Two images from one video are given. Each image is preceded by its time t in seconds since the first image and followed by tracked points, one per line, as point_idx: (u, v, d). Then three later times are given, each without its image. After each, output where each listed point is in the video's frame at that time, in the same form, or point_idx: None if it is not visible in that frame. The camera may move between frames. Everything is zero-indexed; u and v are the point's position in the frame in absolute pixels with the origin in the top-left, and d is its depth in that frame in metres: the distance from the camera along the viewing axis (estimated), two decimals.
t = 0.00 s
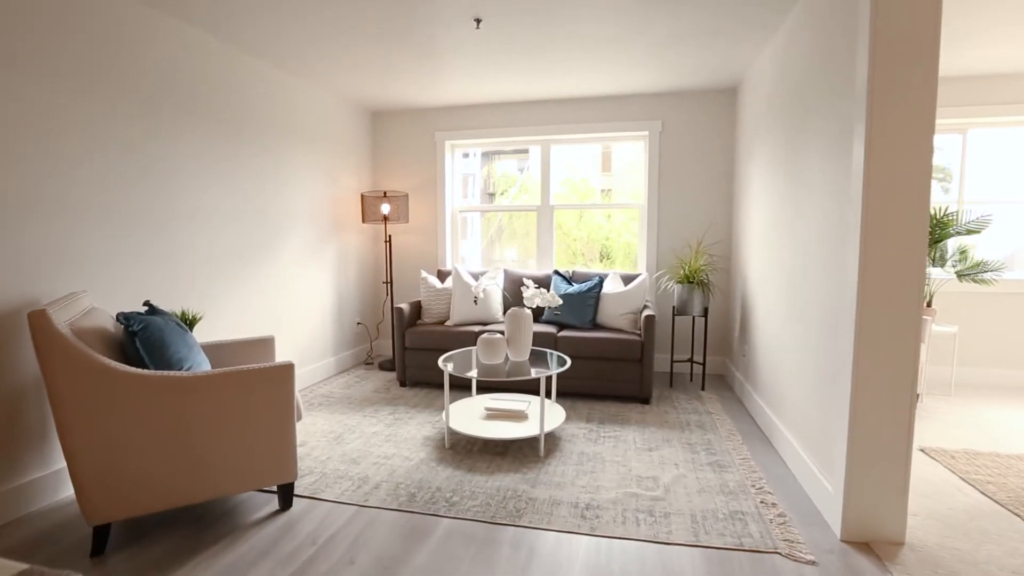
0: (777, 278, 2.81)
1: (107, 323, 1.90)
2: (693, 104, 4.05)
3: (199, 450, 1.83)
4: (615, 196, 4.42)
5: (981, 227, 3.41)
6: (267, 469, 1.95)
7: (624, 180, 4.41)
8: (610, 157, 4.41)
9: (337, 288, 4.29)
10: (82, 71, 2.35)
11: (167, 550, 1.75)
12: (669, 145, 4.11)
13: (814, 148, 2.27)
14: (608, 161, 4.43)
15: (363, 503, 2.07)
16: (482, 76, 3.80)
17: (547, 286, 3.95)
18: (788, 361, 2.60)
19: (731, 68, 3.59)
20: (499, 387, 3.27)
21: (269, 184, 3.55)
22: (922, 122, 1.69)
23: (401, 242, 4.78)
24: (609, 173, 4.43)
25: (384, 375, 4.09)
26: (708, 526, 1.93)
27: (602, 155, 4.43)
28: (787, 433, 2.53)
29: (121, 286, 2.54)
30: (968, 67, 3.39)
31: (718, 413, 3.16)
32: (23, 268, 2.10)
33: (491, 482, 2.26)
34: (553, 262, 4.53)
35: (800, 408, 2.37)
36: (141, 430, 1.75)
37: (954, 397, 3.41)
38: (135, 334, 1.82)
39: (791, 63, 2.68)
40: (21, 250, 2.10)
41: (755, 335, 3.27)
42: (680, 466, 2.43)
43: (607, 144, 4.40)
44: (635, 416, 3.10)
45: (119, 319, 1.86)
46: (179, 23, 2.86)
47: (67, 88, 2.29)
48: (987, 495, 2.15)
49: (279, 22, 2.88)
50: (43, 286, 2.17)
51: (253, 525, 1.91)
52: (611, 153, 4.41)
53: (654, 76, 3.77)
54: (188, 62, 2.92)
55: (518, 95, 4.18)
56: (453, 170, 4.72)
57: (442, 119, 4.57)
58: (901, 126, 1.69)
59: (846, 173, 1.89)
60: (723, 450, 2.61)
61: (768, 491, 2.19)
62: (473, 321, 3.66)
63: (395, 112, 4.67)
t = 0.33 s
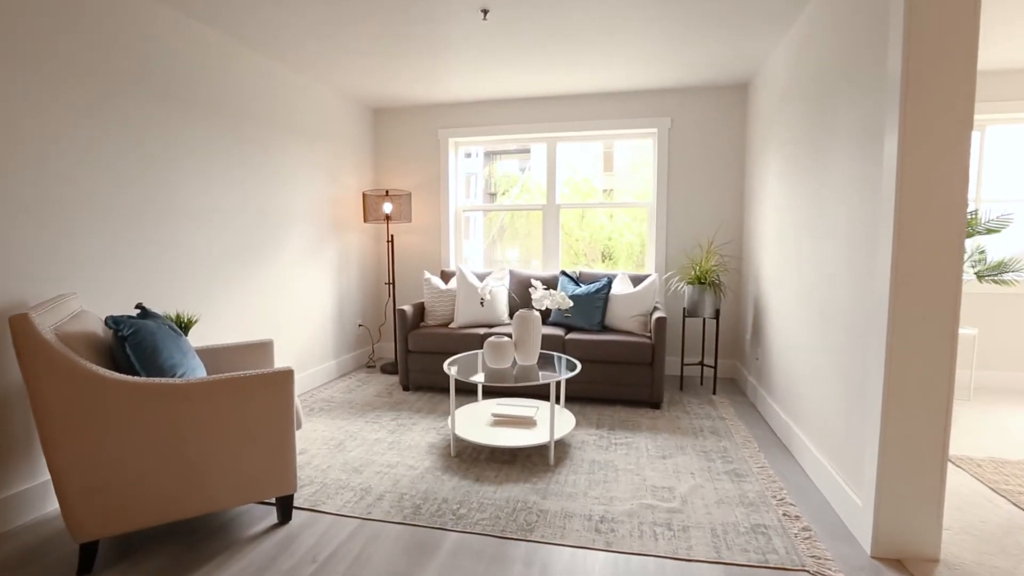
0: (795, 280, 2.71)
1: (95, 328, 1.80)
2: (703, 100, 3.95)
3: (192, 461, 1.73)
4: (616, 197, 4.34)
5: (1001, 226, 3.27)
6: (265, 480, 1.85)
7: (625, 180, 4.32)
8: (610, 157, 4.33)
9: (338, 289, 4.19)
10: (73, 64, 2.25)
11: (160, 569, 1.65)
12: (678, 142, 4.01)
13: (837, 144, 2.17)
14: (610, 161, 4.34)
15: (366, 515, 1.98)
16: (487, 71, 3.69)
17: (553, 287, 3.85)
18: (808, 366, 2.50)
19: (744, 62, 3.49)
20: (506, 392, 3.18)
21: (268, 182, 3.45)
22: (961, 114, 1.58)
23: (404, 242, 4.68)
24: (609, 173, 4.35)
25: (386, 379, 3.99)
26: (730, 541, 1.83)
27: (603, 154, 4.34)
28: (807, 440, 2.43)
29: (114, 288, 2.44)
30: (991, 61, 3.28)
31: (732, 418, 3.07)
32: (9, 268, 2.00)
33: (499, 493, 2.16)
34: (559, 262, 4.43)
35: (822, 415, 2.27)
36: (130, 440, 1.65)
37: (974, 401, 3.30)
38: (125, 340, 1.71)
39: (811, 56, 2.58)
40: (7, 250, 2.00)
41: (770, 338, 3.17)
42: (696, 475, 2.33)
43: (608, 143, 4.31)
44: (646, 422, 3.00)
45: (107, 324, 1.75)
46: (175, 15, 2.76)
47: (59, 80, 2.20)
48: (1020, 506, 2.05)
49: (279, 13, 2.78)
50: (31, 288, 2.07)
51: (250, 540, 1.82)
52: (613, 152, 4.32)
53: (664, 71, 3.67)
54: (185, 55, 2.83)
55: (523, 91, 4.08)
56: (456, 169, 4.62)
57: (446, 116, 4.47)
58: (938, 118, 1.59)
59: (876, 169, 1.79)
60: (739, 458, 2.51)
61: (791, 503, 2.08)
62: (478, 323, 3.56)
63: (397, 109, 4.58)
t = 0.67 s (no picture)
0: (813, 281, 2.61)
1: (81, 332, 1.71)
2: (713, 96, 3.85)
3: (184, 474, 1.63)
4: (618, 197, 4.24)
5: None
6: (262, 493, 1.76)
7: (627, 179, 4.22)
8: (612, 156, 4.23)
9: (338, 290, 4.09)
10: (62, 55, 2.15)
11: None
12: (686, 140, 3.92)
13: (861, 140, 2.08)
14: (610, 161, 4.24)
15: (368, 530, 1.88)
16: (491, 66, 3.59)
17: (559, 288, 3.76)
18: (830, 370, 2.40)
19: (756, 56, 3.39)
20: (512, 397, 3.08)
21: (267, 180, 3.35)
22: (1003, 105, 1.49)
23: (405, 242, 4.58)
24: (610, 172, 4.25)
25: (388, 382, 3.89)
26: (752, 557, 1.73)
27: (604, 154, 4.25)
28: (828, 449, 2.33)
29: (105, 290, 2.34)
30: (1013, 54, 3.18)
31: (745, 424, 2.97)
32: None
33: (507, 504, 2.06)
34: (564, 263, 4.33)
35: (847, 422, 2.17)
36: (118, 452, 1.55)
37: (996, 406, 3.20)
38: (112, 345, 1.62)
39: (830, 48, 2.48)
40: None
41: (784, 341, 3.07)
42: (712, 485, 2.23)
43: (608, 142, 4.22)
44: (657, 428, 2.91)
45: (94, 328, 1.66)
46: (170, 7, 2.67)
47: (47, 72, 2.10)
48: None
49: (277, 5, 2.68)
50: (15, 290, 1.97)
51: (246, 557, 1.72)
52: (614, 151, 4.23)
53: (674, 66, 3.58)
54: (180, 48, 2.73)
55: (527, 86, 3.98)
56: (459, 167, 4.52)
57: (448, 113, 4.38)
58: (980, 109, 1.50)
59: (908, 165, 1.70)
60: (756, 467, 2.41)
61: (814, 516, 1.99)
62: (482, 325, 3.47)
63: (399, 105, 4.48)
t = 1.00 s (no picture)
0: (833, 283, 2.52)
1: (63, 339, 1.60)
2: (722, 92, 3.76)
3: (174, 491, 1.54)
4: (617, 197, 4.15)
5: None
6: (256, 509, 1.66)
7: (626, 179, 4.14)
8: (611, 156, 4.15)
9: (336, 292, 3.99)
10: (50, 47, 2.05)
11: None
12: (693, 138, 3.83)
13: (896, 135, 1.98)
14: (610, 160, 4.16)
15: (370, 546, 1.78)
16: (496, 61, 3.49)
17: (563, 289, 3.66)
18: (851, 376, 2.31)
19: (769, 51, 3.30)
20: (517, 402, 2.98)
21: (264, 178, 3.25)
22: None
23: (405, 242, 4.48)
24: (609, 173, 4.17)
25: (388, 386, 3.79)
26: None
27: (603, 154, 4.17)
28: (850, 458, 2.24)
29: (95, 292, 2.24)
30: None
31: (758, 430, 2.88)
32: None
33: (516, 517, 1.96)
34: (567, 263, 4.23)
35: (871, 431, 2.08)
36: (102, 469, 1.46)
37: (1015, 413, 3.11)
38: (95, 352, 1.52)
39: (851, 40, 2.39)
40: None
41: (797, 344, 2.99)
42: (728, 496, 2.14)
43: (607, 141, 4.14)
44: (667, 434, 2.81)
45: (74, 334, 1.56)
46: None
47: (32, 62, 1.99)
48: None
49: None
50: None
51: None
52: (613, 151, 4.15)
53: (683, 61, 3.48)
54: (175, 41, 2.63)
55: (531, 83, 3.89)
56: (460, 165, 4.42)
57: (449, 110, 4.28)
58: None
59: (946, 161, 1.60)
60: (772, 476, 2.33)
61: (838, 530, 1.90)
62: (485, 327, 3.37)
63: (399, 102, 4.37)
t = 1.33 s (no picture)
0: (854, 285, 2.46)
1: (38, 346, 1.50)
2: (728, 89, 3.68)
3: (160, 507, 1.44)
4: (614, 196, 4.08)
5: None
6: (250, 526, 1.56)
7: (625, 178, 4.07)
8: (608, 155, 4.08)
9: (333, 293, 3.88)
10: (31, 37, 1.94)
11: None
12: (698, 135, 3.74)
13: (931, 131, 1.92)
14: (607, 160, 4.09)
15: (369, 564, 1.68)
16: (497, 56, 3.40)
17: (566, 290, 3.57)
18: (873, 381, 2.23)
19: (778, 46, 3.21)
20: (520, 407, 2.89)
21: (259, 175, 3.14)
22: None
23: (402, 242, 4.37)
24: (606, 174, 4.10)
25: (386, 391, 3.69)
26: None
27: (600, 154, 4.10)
28: (874, 467, 2.17)
29: (78, 295, 2.12)
30: None
31: (768, 436, 2.80)
32: None
33: (522, 531, 1.87)
34: (569, 263, 4.14)
35: (900, 438, 2.00)
36: (85, 483, 1.38)
37: None
38: (74, 361, 1.42)
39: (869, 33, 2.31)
40: None
41: (808, 348, 2.91)
42: (742, 507, 2.06)
43: (604, 141, 4.08)
44: (675, 441, 2.73)
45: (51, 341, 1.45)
46: None
47: (12, 52, 1.88)
48: None
49: None
50: None
51: None
52: (610, 150, 4.08)
53: (689, 57, 3.40)
54: (165, 33, 2.52)
55: (532, 79, 3.80)
56: (460, 164, 4.32)
57: (448, 107, 4.18)
58: None
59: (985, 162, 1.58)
60: (787, 486, 2.25)
61: (861, 545, 1.82)
62: (487, 330, 3.28)
63: (397, 99, 4.27)
